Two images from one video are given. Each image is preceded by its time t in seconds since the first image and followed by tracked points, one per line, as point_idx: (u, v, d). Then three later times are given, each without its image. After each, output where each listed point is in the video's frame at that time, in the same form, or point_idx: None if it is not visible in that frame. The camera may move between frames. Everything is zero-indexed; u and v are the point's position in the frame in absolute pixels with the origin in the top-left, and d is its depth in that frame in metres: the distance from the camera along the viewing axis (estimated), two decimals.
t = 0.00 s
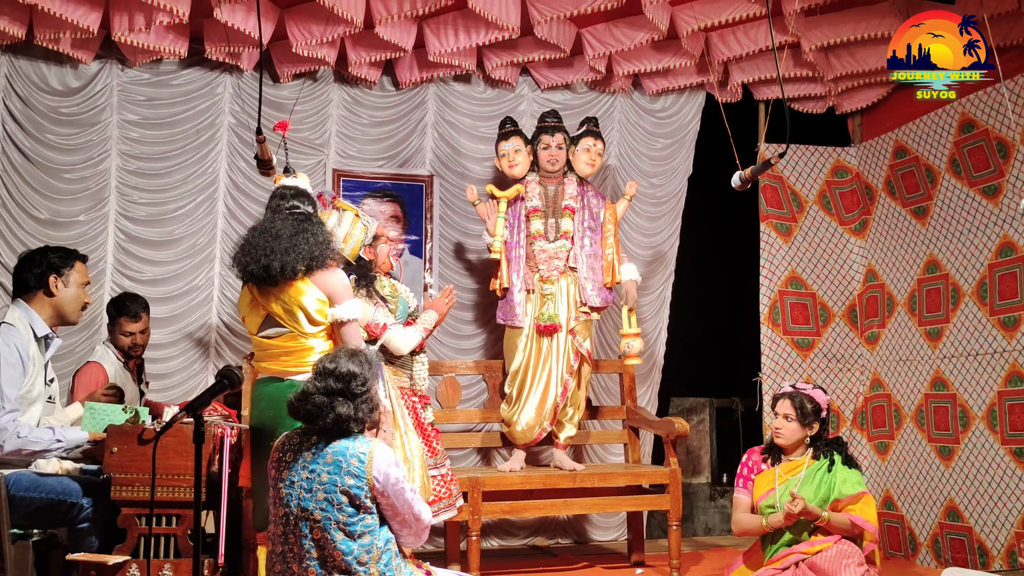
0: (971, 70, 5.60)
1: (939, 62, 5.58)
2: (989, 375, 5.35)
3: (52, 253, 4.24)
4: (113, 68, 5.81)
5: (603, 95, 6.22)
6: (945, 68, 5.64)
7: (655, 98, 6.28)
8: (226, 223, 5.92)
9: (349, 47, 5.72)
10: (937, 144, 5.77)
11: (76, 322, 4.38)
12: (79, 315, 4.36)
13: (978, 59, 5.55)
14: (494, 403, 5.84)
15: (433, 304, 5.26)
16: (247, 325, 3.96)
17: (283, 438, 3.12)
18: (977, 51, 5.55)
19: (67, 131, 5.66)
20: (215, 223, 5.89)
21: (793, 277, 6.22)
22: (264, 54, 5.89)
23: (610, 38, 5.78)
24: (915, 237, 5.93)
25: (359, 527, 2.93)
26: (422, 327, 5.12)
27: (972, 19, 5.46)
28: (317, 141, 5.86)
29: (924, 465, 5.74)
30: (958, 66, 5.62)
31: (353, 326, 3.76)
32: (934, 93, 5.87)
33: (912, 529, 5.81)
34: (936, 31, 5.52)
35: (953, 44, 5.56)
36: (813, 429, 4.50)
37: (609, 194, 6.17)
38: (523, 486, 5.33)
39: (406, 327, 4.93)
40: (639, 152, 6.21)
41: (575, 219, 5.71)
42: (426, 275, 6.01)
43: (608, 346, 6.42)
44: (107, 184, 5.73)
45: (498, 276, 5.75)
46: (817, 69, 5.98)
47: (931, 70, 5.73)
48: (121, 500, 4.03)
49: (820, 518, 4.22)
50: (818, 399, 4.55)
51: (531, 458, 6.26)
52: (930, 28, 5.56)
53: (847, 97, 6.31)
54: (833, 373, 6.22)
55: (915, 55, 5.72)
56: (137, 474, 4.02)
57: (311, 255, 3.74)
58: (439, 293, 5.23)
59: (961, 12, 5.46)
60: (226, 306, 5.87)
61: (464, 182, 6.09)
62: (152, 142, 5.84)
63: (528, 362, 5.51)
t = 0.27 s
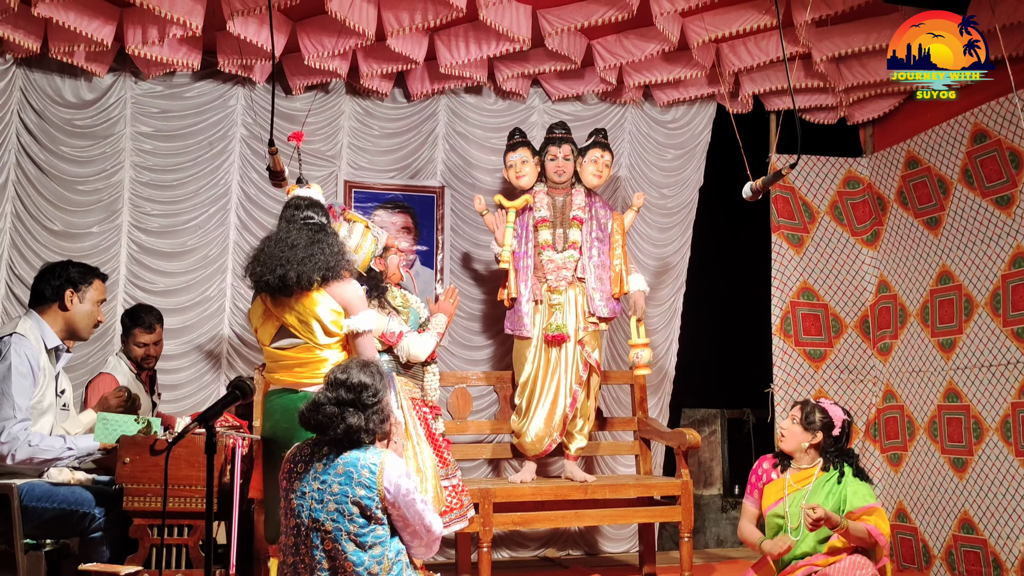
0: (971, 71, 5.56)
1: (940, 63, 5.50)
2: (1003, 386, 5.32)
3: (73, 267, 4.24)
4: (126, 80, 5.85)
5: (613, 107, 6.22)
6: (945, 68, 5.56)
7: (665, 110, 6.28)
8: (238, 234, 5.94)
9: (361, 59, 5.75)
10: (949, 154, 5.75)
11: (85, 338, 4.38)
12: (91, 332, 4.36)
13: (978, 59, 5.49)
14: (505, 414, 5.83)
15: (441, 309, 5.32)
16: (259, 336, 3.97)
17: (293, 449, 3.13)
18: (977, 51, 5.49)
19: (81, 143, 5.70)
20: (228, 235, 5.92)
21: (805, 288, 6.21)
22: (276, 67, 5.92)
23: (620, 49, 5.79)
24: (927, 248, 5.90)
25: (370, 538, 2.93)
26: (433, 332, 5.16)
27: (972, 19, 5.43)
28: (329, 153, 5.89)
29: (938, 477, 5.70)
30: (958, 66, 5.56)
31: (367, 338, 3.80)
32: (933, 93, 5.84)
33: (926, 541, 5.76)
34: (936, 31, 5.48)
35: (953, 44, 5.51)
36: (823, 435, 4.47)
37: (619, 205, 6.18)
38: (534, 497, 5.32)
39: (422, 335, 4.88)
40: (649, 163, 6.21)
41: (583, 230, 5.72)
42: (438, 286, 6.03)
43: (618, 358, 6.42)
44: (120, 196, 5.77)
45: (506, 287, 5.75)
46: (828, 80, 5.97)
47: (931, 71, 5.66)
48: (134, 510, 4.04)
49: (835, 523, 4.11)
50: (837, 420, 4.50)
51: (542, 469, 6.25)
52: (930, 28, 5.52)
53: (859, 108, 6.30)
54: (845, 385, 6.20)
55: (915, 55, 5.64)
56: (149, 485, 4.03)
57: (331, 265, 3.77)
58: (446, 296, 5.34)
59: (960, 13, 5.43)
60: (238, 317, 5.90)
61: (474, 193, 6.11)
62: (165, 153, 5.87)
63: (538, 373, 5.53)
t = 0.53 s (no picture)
0: (971, 70, 5.54)
1: (940, 63, 5.46)
2: (1008, 399, 5.30)
3: (81, 281, 4.27)
4: (131, 93, 5.87)
5: (616, 119, 6.23)
6: (945, 68, 5.54)
7: (668, 122, 6.29)
8: (242, 247, 5.95)
9: (365, 72, 5.78)
10: (952, 166, 5.75)
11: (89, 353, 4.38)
12: (94, 348, 4.36)
13: (978, 59, 5.46)
14: (508, 426, 5.83)
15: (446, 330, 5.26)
16: (263, 349, 3.96)
17: (299, 461, 3.14)
18: (977, 51, 5.46)
19: (86, 156, 5.71)
20: (231, 247, 5.92)
21: (809, 300, 6.21)
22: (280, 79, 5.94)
23: (623, 62, 5.80)
24: (931, 260, 5.89)
25: (373, 551, 2.92)
26: (436, 352, 5.09)
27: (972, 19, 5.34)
28: (333, 165, 5.90)
29: (943, 489, 5.68)
30: (957, 66, 5.54)
31: (372, 349, 3.78)
32: (933, 93, 5.81)
33: (932, 555, 5.73)
34: (936, 32, 5.38)
35: (953, 44, 5.46)
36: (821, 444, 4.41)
37: (622, 217, 6.16)
38: (537, 510, 5.30)
39: (420, 353, 4.88)
40: (652, 175, 6.21)
41: (582, 241, 5.74)
42: (441, 298, 6.01)
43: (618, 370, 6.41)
44: (125, 209, 5.78)
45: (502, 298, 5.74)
46: (831, 92, 5.96)
47: (931, 70, 5.59)
48: (137, 523, 4.04)
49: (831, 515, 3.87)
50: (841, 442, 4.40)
51: (545, 482, 6.23)
52: (930, 28, 5.39)
53: (861, 120, 6.31)
54: (849, 397, 6.19)
55: (915, 55, 5.52)
56: (151, 497, 4.06)
57: (334, 278, 3.75)
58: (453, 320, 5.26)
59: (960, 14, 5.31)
60: (242, 329, 5.90)
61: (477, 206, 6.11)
62: (169, 166, 5.88)
63: (538, 385, 5.52)
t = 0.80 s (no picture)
0: (970, 71, 5.45)
1: (940, 63, 5.40)
2: (1009, 405, 5.29)
3: (75, 283, 4.25)
4: (132, 100, 5.88)
5: (616, 126, 6.22)
6: (945, 68, 5.46)
7: (668, 129, 6.29)
8: (242, 253, 5.95)
9: (365, 79, 5.79)
10: (952, 173, 5.76)
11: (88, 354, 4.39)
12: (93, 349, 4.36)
13: (977, 59, 5.39)
14: (508, 433, 5.82)
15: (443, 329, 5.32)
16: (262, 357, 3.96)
17: (297, 469, 3.13)
18: (977, 51, 5.39)
19: (86, 162, 5.72)
20: (232, 254, 5.93)
21: (809, 306, 6.21)
22: (281, 86, 5.94)
23: (623, 69, 5.81)
24: (931, 267, 5.89)
25: (373, 558, 2.92)
26: (435, 350, 5.13)
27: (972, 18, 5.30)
28: (334, 172, 5.90)
29: (944, 496, 5.67)
30: (957, 67, 5.48)
31: (371, 353, 3.82)
32: (933, 94, 5.74)
33: (933, 562, 5.71)
34: (935, 31, 5.34)
35: (953, 44, 5.40)
36: (815, 441, 4.39)
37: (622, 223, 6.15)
38: (537, 517, 5.29)
39: (421, 354, 4.92)
40: (652, 182, 6.21)
41: (580, 248, 5.73)
42: (441, 304, 6.01)
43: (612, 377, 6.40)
44: (125, 215, 5.78)
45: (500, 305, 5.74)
46: (830, 99, 5.97)
47: (930, 71, 5.55)
48: (136, 529, 4.05)
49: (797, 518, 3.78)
50: (834, 434, 4.39)
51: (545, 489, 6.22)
52: (930, 28, 5.37)
53: (861, 127, 6.31)
54: (850, 404, 6.19)
55: (915, 55, 5.50)
56: (152, 504, 4.05)
57: (325, 286, 3.76)
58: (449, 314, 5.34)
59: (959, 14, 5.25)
60: (242, 335, 5.90)
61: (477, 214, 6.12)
62: (170, 173, 5.89)
63: (537, 392, 5.52)
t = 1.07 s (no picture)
0: (970, 71, 5.43)
1: (940, 64, 5.35)
2: (1010, 409, 5.29)
3: (81, 292, 4.20)
4: (132, 104, 5.88)
5: (617, 129, 6.21)
6: (945, 68, 5.42)
7: (668, 132, 6.28)
8: (242, 257, 5.95)
9: (365, 82, 5.78)
10: (952, 177, 5.76)
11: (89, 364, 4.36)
12: (94, 357, 4.33)
13: (978, 59, 5.36)
14: (508, 437, 5.81)
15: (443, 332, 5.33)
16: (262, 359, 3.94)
17: (297, 473, 3.13)
18: (977, 51, 5.37)
19: (86, 166, 5.72)
20: (232, 257, 5.92)
21: (809, 310, 6.20)
22: (281, 90, 5.94)
23: (623, 72, 5.81)
24: (932, 270, 5.89)
25: (372, 562, 2.91)
26: (434, 356, 5.11)
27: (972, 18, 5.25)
28: (334, 175, 5.90)
29: (945, 500, 5.66)
30: (958, 68, 5.42)
31: (370, 357, 3.79)
32: (933, 93, 5.70)
33: (933, 566, 5.70)
34: (936, 31, 5.28)
35: (954, 45, 5.34)
36: (809, 439, 4.26)
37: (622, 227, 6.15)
38: (537, 520, 5.29)
39: (420, 359, 4.94)
40: (652, 185, 6.20)
41: (578, 252, 5.72)
42: (442, 307, 6.01)
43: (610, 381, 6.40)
44: (125, 219, 5.78)
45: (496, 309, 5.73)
46: (830, 103, 5.96)
47: (931, 70, 5.51)
48: (135, 533, 4.03)
49: None
50: (827, 426, 4.26)
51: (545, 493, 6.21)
52: (930, 28, 5.31)
53: (861, 130, 6.30)
54: (850, 407, 6.19)
55: (915, 55, 5.46)
56: (151, 507, 4.03)
57: (322, 290, 3.75)
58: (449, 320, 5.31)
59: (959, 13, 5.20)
60: (242, 339, 5.90)
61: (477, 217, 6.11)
62: (170, 176, 5.89)
63: (535, 396, 5.53)
